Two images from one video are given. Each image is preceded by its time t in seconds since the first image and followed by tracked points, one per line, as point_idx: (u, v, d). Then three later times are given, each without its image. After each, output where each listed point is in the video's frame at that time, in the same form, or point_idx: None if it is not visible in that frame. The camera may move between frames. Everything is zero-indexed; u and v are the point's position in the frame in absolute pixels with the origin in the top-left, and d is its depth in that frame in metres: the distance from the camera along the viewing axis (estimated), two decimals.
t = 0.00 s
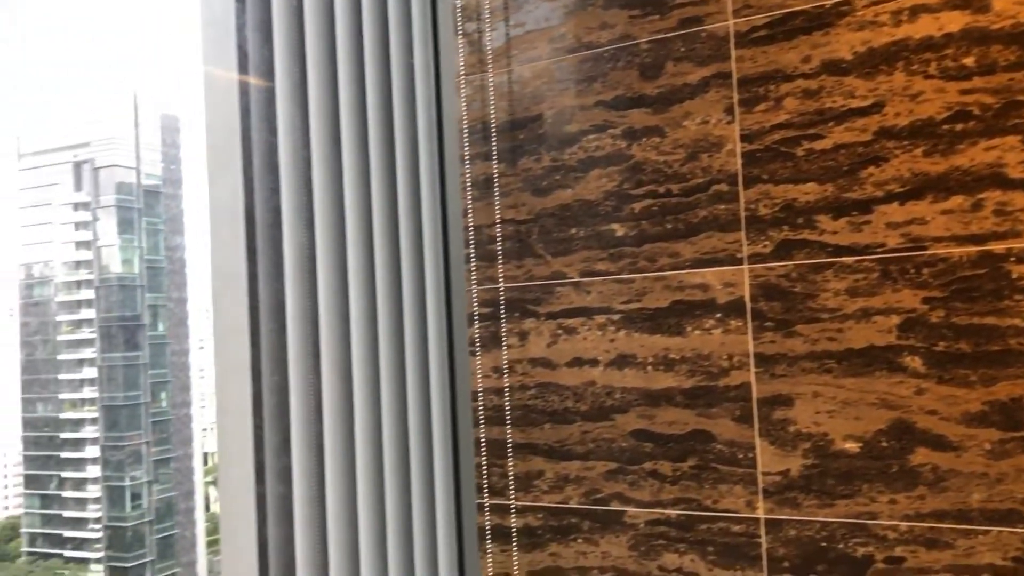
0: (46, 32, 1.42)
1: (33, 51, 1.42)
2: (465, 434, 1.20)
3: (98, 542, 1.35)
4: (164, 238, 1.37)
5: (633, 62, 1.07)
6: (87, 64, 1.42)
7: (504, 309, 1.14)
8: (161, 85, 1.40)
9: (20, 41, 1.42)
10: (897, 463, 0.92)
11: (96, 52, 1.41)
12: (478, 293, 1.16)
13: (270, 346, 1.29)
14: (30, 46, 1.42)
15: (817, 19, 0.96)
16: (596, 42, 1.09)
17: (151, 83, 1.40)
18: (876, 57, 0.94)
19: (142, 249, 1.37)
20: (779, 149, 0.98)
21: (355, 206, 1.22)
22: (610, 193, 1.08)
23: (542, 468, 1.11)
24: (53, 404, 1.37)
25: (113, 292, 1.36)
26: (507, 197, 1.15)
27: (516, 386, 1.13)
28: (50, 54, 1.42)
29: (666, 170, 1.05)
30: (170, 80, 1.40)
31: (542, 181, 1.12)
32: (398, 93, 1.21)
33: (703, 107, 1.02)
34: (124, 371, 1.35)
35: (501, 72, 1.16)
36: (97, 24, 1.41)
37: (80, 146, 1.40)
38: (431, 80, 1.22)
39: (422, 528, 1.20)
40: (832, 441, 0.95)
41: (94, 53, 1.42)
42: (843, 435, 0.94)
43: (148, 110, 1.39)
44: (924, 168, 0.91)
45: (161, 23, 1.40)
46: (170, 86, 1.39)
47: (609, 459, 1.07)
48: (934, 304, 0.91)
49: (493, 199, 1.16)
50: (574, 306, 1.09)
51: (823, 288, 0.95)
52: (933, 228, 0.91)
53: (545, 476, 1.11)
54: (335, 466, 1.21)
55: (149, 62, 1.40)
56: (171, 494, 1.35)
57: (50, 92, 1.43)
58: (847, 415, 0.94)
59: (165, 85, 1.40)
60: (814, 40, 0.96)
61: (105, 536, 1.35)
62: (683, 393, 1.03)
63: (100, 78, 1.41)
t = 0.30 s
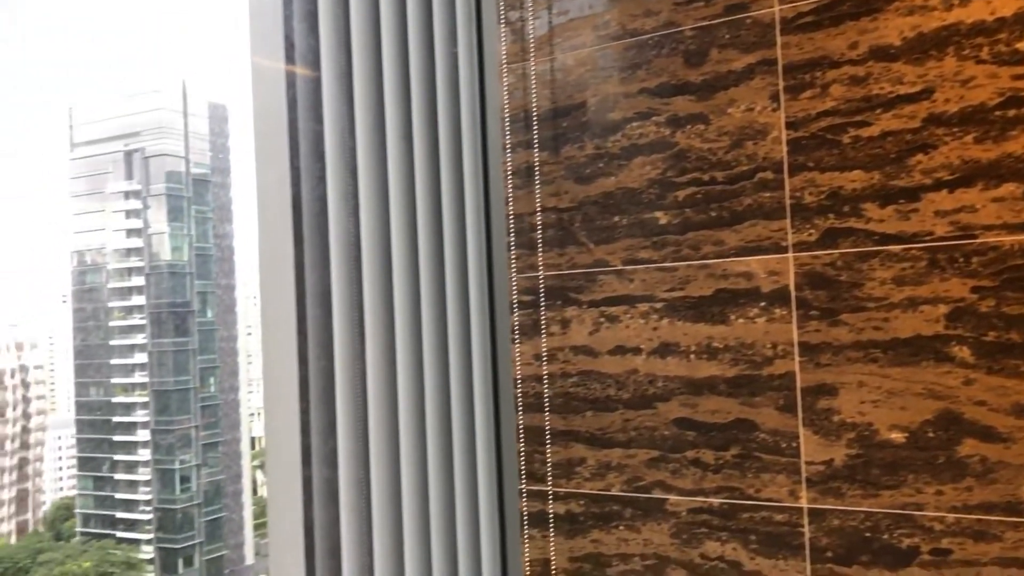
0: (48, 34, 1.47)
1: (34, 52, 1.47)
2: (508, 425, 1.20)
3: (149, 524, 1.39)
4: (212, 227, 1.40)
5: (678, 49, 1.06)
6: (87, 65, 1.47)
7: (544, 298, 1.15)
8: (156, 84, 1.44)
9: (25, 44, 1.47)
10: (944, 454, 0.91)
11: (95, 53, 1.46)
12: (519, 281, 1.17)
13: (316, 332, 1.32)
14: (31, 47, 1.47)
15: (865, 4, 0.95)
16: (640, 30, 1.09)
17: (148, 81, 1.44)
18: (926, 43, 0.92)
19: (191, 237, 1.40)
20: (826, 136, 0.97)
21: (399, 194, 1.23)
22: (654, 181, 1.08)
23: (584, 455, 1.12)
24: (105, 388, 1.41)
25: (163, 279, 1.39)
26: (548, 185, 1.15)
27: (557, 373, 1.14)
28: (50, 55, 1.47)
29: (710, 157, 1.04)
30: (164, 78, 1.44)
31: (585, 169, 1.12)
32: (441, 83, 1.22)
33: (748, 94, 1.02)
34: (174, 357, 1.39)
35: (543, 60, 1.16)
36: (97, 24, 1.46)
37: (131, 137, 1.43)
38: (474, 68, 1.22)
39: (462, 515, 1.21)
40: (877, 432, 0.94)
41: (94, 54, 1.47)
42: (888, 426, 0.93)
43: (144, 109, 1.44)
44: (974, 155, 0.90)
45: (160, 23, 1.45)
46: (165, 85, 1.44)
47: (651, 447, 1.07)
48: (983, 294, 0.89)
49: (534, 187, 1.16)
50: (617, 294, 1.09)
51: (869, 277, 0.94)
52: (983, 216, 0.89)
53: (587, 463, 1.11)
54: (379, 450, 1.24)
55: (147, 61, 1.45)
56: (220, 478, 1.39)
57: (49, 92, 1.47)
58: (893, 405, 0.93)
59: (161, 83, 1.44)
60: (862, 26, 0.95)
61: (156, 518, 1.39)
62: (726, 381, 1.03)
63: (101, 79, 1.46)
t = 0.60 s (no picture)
0: (48, 34, 1.55)
1: (36, 52, 1.56)
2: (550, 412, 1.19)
3: (195, 504, 1.44)
4: (258, 212, 1.42)
5: (726, 33, 1.06)
6: (87, 64, 1.54)
7: (586, 284, 1.15)
8: (151, 83, 1.49)
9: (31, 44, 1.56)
10: (995, 444, 0.90)
11: (96, 52, 1.53)
12: (561, 265, 1.18)
13: (362, 314, 1.32)
14: (31, 47, 1.56)
15: None
16: (686, 14, 1.08)
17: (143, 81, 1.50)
18: (982, 25, 0.91)
19: (237, 223, 1.43)
20: (876, 121, 0.95)
21: (442, 180, 1.24)
22: (700, 166, 1.07)
23: (627, 441, 1.12)
24: (154, 370, 1.47)
25: (212, 264, 1.43)
26: (592, 169, 1.15)
27: (599, 359, 1.14)
28: (52, 54, 1.55)
29: (757, 143, 1.03)
30: (158, 78, 1.49)
31: (631, 154, 1.12)
32: (485, 69, 1.22)
33: (797, 78, 1.00)
34: (220, 342, 1.43)
35: (589, 44, 1.16)
36: (97, 25, 1.53)
37: (178, 124, 1.47)
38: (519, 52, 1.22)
39: (505, 498, 1.23)
40: (926, 420, 0.93)
41: (94, 54, 1.53)
42: (937, 415, 0.93)
43: (139, 109, 1.50)
44: None
45: (160, 22, 1.50)
46: (158, 85, 1.49)
47: (695, 433, 1.07)
48: None
49: (578, 171, 1.16)
50: (662, 280, 1.09)
51: (919, 264, 0.93)
52: None
53: (630, 449, 1.12)
54: (422, 434, 1.25)
55: (146, 60, 1.50)
56: (264, 460, 1.42)
57: (50, 91, 1.56)
58: (942, 393, 0.92)
59: (156, 82, 1.49)
60: (915, 8, 0.93)
61: (202, 499, 1.44)
62: (772, 368, 1.02)
63: (100, 78, 1.53)
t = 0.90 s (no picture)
0: (48, 34, 1.59)
1: (35, 51, 1.59)
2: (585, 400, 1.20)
3: (235, 485, 1.47)
4: (297, 198, 1.44)
5: (769, 17, 1.04)
6: (87, 65, 1.58)
7: (627, 270, 1.14)
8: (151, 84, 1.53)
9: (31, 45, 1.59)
10: None
11: (96, 53, 1.57)
12: (603, 252, 1.17)
13: (401, 300, 1.33)
14: (31, 47, 1.60)
15: None
16: None
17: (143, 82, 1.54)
18: None
19: (276, 209, 1.45)
20: (922, 106, 0.94)
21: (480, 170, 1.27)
22: (741, 152, 1.06)
23: (664, 428, 1.12)
24: (194, 353, 1.49)
25: (251, 250, 1.45)
26: (633, 153, 1.14)
27: (639, 345, 1.14)
28: (50, 54, 1.59)
29: (801, 128, 1.02)
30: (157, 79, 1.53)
31: (672, 139, 1.11)
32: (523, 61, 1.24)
33: (842, 62, 0.99)
34: (259, 328, 1.45)
35: (632, 28, 1.15)
36: (97, 25, 1.57)
37: (217, 111, 1.48)
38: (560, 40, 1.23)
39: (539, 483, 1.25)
40: (969, 409, 0.92)
41: (94, 54, 1.57)
42: (981, 404, 0.91)
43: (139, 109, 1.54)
44: None
45: (159, 22, 1.54)
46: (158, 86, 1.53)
47: (734, 420, 1.07)
48: None
49: (620, 156, 1.16)
50: (702, 266, 1.09)
51: (965, 251, 0.92)
52: None
53: (668, 435, 1.12)
54: (460, 418, 1.28)
55: (146, 60, 1.54)
56: (303, 443, 1.43)
57: (50, 91, 1.60)
58: (987, 382, 0.91)
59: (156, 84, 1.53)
60: None
61: (241, 480, 1.46)
62: (812, 355, 1.01)
63: (101, 79, 1.57)
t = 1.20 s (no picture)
0: (48, 34, 1.56)
1: (34, 51, 1.56)
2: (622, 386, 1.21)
3: (274, 467, 1.46)
4: (336, 183, 1.44)
5: None
6: (87, 65, 1.55)
7: (671, 254, 1.14)
8: (152, 86, 1.53)
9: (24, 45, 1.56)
10: None
11: (96, 53, 1.55)
12: (645, 236, 1.16)
13: (439, 281, 1.35)
14: (31, 47, 1.56)
15: None
16: None
17: (146, 82, 1.54)
18: None
19: (315, 194, 1.44)
20: (972, 88, 0.92)
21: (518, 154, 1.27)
22: (785, 135, 1.05)
23: (704, 412, 1.12)
24: (233, 336, 1.48)
25: (289, 234, 1.45)
26: (676, 136, 1.14)
27: (681, 329, 1.13)
28: (51, 55, 1.56)
29: (846, 111, 1.01)
30: (161, 79, 1.53)
31: (715, 122, 1.11)
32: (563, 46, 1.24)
33: (890, 44, 0.97)
34: (298, 311, 1.45)
35: (676, 10, 1.14)
36: (97, 25, 1.55)
37: (259, 95, 1.47)
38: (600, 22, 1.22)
39: (575, 468, 1.26)
40: (1016, 397, 0.91)
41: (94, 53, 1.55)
42: None
43: (143, 109, 1.53)
44: None
45: (160, 22, 1.54)
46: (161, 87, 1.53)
47: (774, 405, 1.06)
48: None
49: (664, 139, 1.15)
50: (744, 250, 1.08)
51: (1014, 237, 0.90)
52: None
53: (707, 420, 1.11)
54: (497, 400, 1.29)
55: (147, 61, 1.54)
56: (340, 427, 1.45)
57: (50, 91, 1.56)
58: None
59: (161, 84, 1.53)
60: None
61: (280, 462, 1.46)
62: (855, 341, 1.00)
63: (100, 79, 1.55)
